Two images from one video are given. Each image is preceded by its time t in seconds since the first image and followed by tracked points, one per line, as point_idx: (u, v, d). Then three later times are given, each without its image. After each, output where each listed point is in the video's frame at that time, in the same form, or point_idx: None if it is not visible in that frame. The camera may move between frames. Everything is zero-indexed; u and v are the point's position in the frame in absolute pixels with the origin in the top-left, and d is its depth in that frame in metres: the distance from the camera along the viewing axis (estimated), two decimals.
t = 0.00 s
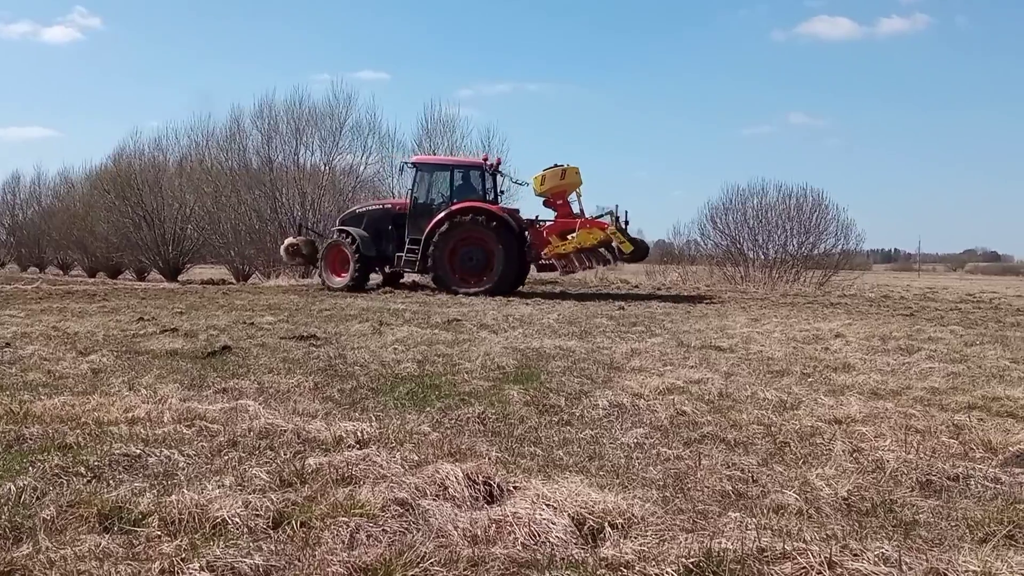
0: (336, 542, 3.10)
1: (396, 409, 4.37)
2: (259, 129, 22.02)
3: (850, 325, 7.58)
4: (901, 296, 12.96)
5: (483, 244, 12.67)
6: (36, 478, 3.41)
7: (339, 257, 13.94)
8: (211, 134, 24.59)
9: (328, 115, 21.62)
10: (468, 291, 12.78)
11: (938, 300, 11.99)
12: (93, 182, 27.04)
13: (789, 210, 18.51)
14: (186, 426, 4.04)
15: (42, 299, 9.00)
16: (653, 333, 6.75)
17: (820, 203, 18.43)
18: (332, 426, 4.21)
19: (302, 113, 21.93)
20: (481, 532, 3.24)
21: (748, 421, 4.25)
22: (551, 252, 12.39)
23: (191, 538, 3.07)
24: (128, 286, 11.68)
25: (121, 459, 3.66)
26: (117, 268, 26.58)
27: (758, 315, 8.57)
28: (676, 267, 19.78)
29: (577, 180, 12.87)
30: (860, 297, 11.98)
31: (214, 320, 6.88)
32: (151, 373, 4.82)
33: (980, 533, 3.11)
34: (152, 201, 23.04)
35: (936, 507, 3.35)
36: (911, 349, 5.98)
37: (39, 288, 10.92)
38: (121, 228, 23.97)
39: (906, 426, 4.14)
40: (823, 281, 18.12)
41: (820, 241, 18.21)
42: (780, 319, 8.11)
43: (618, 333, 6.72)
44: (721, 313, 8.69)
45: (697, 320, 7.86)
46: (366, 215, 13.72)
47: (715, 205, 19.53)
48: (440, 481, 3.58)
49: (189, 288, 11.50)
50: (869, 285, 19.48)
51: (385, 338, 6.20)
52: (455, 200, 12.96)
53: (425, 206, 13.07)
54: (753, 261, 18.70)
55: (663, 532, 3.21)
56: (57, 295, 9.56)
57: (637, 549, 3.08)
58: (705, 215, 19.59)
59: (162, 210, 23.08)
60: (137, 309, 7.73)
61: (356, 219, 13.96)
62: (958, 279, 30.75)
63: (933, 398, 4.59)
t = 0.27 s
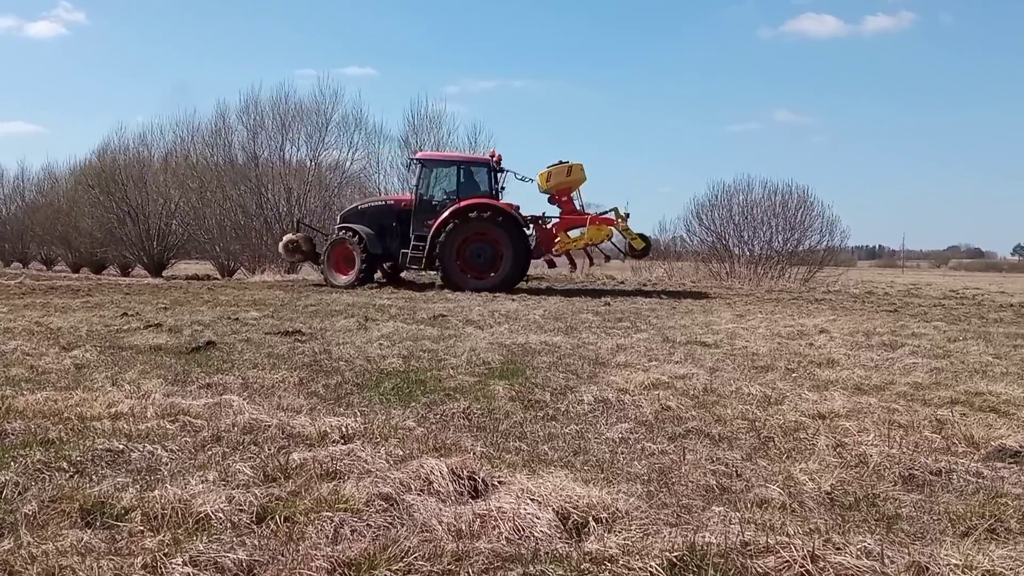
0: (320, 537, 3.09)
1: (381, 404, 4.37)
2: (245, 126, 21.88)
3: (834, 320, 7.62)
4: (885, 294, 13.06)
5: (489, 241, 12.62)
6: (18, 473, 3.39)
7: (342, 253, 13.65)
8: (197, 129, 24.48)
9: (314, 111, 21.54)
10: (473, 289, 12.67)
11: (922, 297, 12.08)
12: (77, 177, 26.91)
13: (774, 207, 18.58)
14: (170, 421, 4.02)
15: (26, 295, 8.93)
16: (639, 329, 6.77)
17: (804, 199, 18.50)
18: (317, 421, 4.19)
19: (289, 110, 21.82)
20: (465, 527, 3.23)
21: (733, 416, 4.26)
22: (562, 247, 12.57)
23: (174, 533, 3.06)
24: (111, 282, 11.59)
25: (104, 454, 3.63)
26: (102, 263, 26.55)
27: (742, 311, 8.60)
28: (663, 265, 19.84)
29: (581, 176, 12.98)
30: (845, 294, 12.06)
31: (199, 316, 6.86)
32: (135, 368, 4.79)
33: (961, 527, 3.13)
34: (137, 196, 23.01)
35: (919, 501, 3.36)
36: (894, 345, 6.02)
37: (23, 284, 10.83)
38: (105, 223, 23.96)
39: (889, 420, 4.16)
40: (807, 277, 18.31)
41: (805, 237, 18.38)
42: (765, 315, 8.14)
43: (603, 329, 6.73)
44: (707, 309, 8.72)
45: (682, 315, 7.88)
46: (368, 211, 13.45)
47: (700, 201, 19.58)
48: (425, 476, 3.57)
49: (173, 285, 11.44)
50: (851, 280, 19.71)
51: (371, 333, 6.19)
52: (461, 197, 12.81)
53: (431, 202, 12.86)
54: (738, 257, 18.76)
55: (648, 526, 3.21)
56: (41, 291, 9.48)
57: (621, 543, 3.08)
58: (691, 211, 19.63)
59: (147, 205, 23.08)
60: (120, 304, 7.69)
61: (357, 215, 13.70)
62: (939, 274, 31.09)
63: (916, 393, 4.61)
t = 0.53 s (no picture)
0: (307, 524, 3.09)
1: (369, 391, 4.37)
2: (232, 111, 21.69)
3: (821, 307, 7.64)
4: (873, 280, 13.14)
5: (506, 231, 12.63)
6: (4, 461, 3.37)
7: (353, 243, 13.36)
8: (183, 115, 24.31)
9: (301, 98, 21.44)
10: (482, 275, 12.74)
11: (909, 284, 12.15)
12: (63, 163, 26.76)
13: (762, 194, 18.61)
14: (157, 408, 4.01)
15: (12, 282, 8.88)
16: (627, 316, 6.78)
17: (793, 187, 18.50)
18: (304, 408, 4.19)
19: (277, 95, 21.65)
20: (453, 514, 3.24)
21: (720, 403, 4.28)
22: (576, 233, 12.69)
23: (161, 520, 3.05)
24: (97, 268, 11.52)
25: (91, 442, 3.62)
26: (88, 250, 26.47)
27: (731, 298, 8.62)
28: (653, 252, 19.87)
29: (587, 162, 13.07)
30: (833, 281, 12.11)
31: (186, 303, 6.83)
32: (121, 356, 4.77)
33: (947, 513, 3.15)
34: (123, 182, 22.93)
35: (905, 487, 3.38)
36: (881, 332, 6.05)
37: (9, 271, 10.76)
38: (91, 209, 23.91)
39: (876, 407, 4.18)
40: (795, 264, 18.37)
41: (794, 224, 18.39)
42: (753, 302, 8.17)
43: (592, 316, 6.74)
44: (695, 296, 8.74)
45: (671, 302, 7.90)
46: (377, 198, 13.20)
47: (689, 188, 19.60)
48: (412, 463, 3.58)
49: (161, 271, 11.39)
50: (839, 267, 19.80)
51: (359, 320, 6.18)
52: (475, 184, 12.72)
53: (444, 190, 12.71)
54: (727, 244, 18.80)
55: (635, 513, 3.22)
56: (27, 278, 9.43)
57: (608, 529, 3.10)
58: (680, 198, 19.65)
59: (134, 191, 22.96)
60: (107, 291, 7.66)
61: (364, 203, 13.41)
62: (925, 261, 31.33)
63: (902, 379, 4.64)
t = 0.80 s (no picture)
0: (293, 518, 3.08)
1: (354, 385, 4.36)
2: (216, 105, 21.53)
3: (806, 301, 7.67)
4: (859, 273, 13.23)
5: (523, 225, 12.64)
6: None
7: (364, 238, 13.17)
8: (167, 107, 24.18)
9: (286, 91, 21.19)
10: (492, 269, 12.66)
11: (894, 277, 12.23)
12: (46, 156, 26.63)
13: (748, 187, 18.66)
14: (141, 403, 3.99)
15: None
16: (614, 309, 6.79)
17: (777, 180, 18.59)
18: (290, 402, 4.18)
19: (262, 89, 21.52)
20: (439, 507, 3.24)
21: (706, 396, 4.29)
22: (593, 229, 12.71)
23: (145, 515, 3.04)
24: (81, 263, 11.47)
25: (75, 437, 3.60)
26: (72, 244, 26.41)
27: (717, 291, 8.65)
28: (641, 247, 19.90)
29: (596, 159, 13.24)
30: (818, 275, 12.16)
31: (171, 297, 6.80)
32: (106, 350, 4.75)
33: (931, 504, 3.16)
34: (107, 176, 23.00)
35: (889, 479, 3.40)
36: (866, 325, 6.08)
37: None
38: (75, 203, 23.94)
39: (860, 399, 4.21)
40: (781, 258, 18.40)
41: (779, 219, 18.42)
42: (738, 295, 8.19)
43: (578, 309, 6.74)
44: (681, 290, 8.76)
45: (657, 296, 7.91)
46: (386, 192, 13.02)
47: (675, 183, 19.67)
48: (398, 456, 3.57)
49: (145, 265, 11.34)
50: (823, 262, 19.85)
51: (345, 314, 6.18)
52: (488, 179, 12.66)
53: (456, 184, 12.63)
54: (713, 238, 18.76)
55: (621, 505, 3.23)
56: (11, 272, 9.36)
57: (594, 522, 3.10)
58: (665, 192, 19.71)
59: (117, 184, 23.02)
60: (90, 286, 7.63)
61: (372, 196, 13.22)
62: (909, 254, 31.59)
63: (886, 371, 4.67)
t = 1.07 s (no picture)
0: (294, 510, 3.08)
1: (355, 378, 4.36)
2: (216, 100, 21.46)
3: (807, 292, 7.66)
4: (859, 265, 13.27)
5: (555, 219, 12.66)
6: None
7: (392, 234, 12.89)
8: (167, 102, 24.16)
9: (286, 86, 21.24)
10: (520, 260, 12.60)
11: (894, 269, 12.23)
12: (47, 151, 26.67)
13: (748, 179, 18.65)
14: (142, 396, 4.00)
15: None
16: (615, 302, 6.79)
17: (778, 172, 18.59)
18: (290, 395, 4.19)
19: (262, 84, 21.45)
20: (440, 498, 3.23)
21: (707, 386, 4.29)
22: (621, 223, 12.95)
23: (145, 507, 3.04)
24: (82, 257, 11.49)
25: (75, 430, 3.60)
26: (73, 239, 26.47)
27: (717, 283, 8.64)
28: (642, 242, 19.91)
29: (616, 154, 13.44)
30: (819, 267, 12.15)
31: (171, 291, 6.80)
32: (107, 344, 4.76)
33: (932, 494, 3.15)
34: (108, 170, 23.05)
35: (890, 468, 3.39)
36: (867, 315, 6.07)
37: None
38: (76, 197, 24.00)
39: (862, 389, 4.20)
40: (781, 250, 18.38)
41: (780, 210, 18.49)
42: (739, 287, 8.18)
43: (579, 302, 6.75)
44: (682, 282, 8.75)
45: (658, 288, 7.90)
46: (411, 187, 12.75)
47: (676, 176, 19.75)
48: (399, 449, 3.57)
49: (146, 260, 11.35)
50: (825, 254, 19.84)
51: (346, 307, 6.18)
52: (519, 173, 12.58)
53: (486, 178, 12.47)
54: (713, 230, 18.71)
55: (622, 496, 3.22)
56: (11, 267, 9.37)
57: (595, 512, 3.10)
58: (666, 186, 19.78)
59: (118, 179, 23.05)
60: (92, 280, 7.63)
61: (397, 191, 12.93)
62: (909, 247, 31.54)
63: (888, 362, 4.66)
